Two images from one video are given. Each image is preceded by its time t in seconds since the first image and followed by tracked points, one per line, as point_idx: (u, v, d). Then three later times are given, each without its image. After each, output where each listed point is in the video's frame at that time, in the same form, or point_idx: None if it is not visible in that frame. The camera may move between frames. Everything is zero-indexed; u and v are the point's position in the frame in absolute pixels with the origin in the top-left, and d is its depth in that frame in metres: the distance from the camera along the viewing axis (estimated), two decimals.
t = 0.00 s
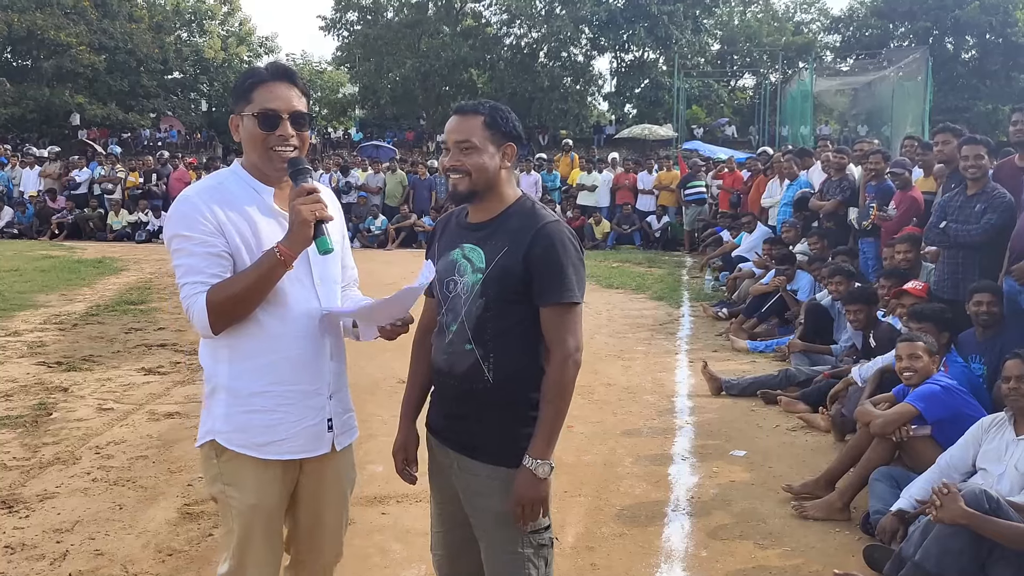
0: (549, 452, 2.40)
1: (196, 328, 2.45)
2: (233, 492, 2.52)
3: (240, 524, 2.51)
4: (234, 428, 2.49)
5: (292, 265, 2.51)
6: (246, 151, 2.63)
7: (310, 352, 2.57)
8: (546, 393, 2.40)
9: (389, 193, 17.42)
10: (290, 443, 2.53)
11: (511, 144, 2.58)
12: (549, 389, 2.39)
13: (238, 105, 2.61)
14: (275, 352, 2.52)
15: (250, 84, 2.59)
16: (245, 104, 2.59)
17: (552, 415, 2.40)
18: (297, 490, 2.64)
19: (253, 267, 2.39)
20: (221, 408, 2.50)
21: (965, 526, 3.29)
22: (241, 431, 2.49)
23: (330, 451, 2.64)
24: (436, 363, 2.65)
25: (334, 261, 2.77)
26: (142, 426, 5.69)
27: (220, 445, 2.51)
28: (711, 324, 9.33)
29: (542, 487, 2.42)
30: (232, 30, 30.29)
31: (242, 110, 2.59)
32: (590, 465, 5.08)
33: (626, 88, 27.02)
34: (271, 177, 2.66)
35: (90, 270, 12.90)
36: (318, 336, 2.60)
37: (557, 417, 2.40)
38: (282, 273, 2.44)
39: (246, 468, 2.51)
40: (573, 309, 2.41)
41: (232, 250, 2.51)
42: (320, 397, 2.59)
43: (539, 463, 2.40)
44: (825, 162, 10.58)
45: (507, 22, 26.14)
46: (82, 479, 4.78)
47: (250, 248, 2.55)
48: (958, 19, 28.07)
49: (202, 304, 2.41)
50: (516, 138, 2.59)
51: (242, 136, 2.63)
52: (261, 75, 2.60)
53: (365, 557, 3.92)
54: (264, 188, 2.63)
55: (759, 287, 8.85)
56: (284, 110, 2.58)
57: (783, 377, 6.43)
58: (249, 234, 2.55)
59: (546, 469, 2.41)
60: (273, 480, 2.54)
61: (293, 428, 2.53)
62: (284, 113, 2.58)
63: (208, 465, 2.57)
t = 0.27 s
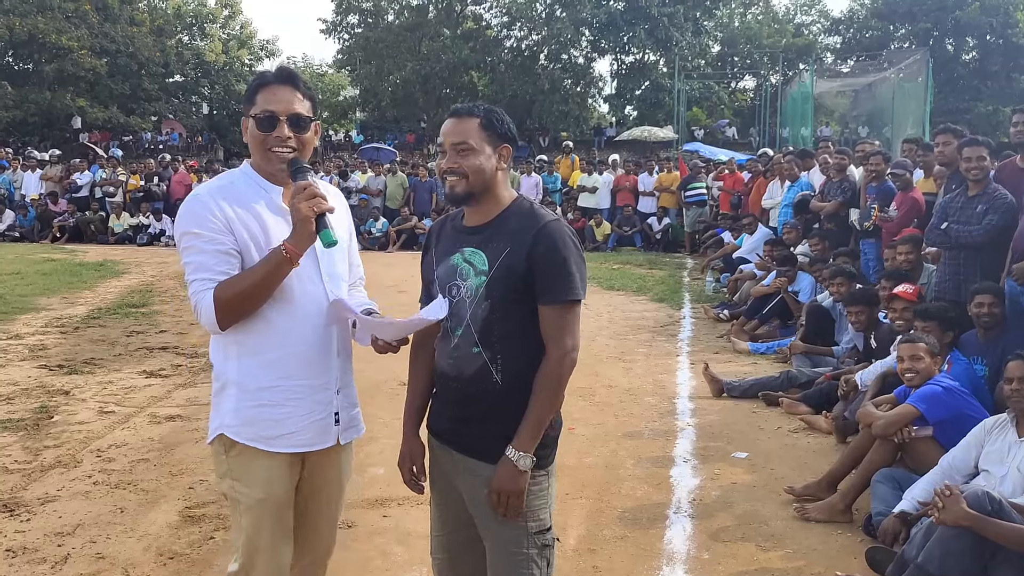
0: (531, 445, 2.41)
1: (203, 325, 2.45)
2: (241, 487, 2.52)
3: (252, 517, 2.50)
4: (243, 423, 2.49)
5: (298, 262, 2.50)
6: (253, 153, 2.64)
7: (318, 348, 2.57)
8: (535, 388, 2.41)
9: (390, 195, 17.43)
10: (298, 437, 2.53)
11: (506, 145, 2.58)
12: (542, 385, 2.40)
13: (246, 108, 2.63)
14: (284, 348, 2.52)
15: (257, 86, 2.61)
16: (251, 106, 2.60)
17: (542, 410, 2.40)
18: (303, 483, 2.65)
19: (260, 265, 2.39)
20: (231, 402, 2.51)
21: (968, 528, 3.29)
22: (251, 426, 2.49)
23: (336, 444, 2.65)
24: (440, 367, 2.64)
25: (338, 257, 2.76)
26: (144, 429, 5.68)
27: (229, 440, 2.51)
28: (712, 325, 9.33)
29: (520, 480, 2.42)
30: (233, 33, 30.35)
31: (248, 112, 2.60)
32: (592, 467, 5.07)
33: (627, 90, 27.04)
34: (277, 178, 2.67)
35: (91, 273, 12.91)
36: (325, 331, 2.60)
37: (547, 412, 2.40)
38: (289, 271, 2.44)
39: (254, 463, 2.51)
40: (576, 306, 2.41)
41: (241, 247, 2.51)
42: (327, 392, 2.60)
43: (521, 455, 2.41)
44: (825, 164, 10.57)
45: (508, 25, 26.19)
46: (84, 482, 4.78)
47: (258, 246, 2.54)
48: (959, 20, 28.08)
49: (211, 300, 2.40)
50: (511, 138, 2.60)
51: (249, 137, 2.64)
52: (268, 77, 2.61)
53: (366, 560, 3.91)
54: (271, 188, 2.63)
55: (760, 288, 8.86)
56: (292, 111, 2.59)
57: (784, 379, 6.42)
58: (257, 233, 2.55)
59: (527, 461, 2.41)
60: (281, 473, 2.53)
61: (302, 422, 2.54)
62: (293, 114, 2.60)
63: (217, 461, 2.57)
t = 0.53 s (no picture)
0: (529, 438, 2.38)
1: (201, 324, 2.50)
2: (242, 482, 2.54)
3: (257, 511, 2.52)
4: (238, 420, 2.53)
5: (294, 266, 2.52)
6: (264, 158, 2.68)
7: (312, 349, 2.58)
8: (539, 386, 2.39)
9: (392, 199, 17.44)
10: (291, 437, 2.55)
11: (505, 149, 2.58)
12: (544, 384, 2.39)
13: (258, 113, 2.67)
14: (278, 349, 2.54)
15: (269, 92, 2.65)
16: (262, 112, 2.64)
17: (543, 407, 2.38)
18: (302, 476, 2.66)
19: (256, 267, 2.42)
20: (227, 399, 2.55)
21: (973, 531, 3.27)
22: (244, 423, 2.52)
23: (329, 446, 2.65)
24: (439, 370, 2.63)
25: (342, 262, 2.77)
26: (146, 434, 5.68)
27: (226, 435, 2.55)
28: (715, 328, 9.32)
29: (516, 474, 2.40)
30: (235, 37, 30.46)
31: (260, 117, 2.65)
32: (595, 470, 5.06)
33: (629, 93, 27.07)
34: (284, 183, 2.69)
35: (94, 278, 12.93)
36: (321, 332, 2.61)
37: (548, 409, 2.38)
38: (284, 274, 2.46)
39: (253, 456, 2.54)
40: (576, 305, 2.41)
41: (241, 249, 2.54)
42: (322, 395, 2.61)
43: (520, 450, 2.39)
44: (827, 166, 10.56)
45: (510, 28, 26.25)
46: (87, 487, 4.78)
47: (259, 250, 2.57)
48: (960, 22, 28.08)
49: (207, 299, 2.44)
50: (512, 142, 2.59)
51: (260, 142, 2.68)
52: (281, 84, 2.65)
53: (369, 564, 3.90)
54: (277, 194, 2.65)
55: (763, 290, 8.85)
56: (301, 119, 2.62)
57: (788, 381, 6.41)
58: (259, 237, 2.57)
59: (523, 453, 2.39)
60: (279, 466, 2.55)
61: (294, 421, 2.55)
62: (301, 122, 2.62)
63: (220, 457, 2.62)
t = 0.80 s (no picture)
0: (532, 447, 2.37)
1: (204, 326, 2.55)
2: (240, 487, 2.58)
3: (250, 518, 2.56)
4: (236, 423, 2.56)
5: (292, 272, 2.54)
6: (272, 167, 2.70)
7: (309, 355, 2.60)
8: (541, 394, 2.38)
9: (402, 206, 17.45)
10: (286, 442, 2.56)
11: (513, 155, 2.58)
12: (547, 391, 2.37)
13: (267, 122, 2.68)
14: (277, 353, 2.57)
15: (276, 100, 2.66)
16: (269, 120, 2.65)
17: (546, 414, 2.37)
18: (303, 481, 2.68)
19: (253, 273, 2.45)
20: (226, 402, 2.59)
21: (990, 536, 3.24)
22: (241, 427, 2.55)
23: (327, 453, 2.65)
24: (449, 375, 2.63)
25: (348, 270, 2.77)
26: (158, 443, 5.69)
27: (226, 439, 2.59)
28: (727, 332, 9.28)
29: (520, 483, 2.39)
30: (245, 46, 30.66)
31: (267, 127, 2.66)
32: (607, 477, 5.04)
33: (637, 98, 27.07)
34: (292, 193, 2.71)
35: (106, 287, 12.98)
36: (319, 339, 2.62)
37: (550, 417, 2.37)
38: (280, 279, 2.48)
39: (249, 462, 2.57)
40: (580, 310, 2.39)
41: (244, 254, 2.59)
42: (318, 402, 2.62)
43: (521, 460, 2.38)
44: (838, 169, 10.50)
45: (518, 34, 26.30)
46: (100, 496, 4.79)
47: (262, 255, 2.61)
48: (970, 24, 27.98)
49: (207, 303, 2.50)
50: (519, 148, 2.59)
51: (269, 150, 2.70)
52: (287, 93, 2.65)
53: (381, 572, 3.89)
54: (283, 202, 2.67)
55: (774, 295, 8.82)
56: (308, 130, 2.62)
57: (800, 387, 6.38)
58: (262, 245, 2.61)
59: (526, 464, 2.38)
60: (273, 472, 2.56)
61: (289, 427, 2.57)
62: (309, 133, 2.62)
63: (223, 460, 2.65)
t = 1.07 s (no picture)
0: (550, 455, 2.36)
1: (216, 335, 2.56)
2: (249, 498, 2.57)
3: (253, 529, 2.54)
4: (249, 432, 2.56)
5: (300, 277, 2.55)
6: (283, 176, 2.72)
7: (319, 362, 2.58)
8: (559, 401, 2.37)
9: (420, 214, 17.50)
10: (299, 451, 2.55)
11: (529, 163, 2.57)
12: (564, 398, 2.35)
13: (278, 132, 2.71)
14: (287, 362, 2.57)
15: (285, 111, 2.69)
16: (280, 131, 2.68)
17: (563, 422, 2.35)
18: (316, 493, 2.66)
19: (260, 278, 2.46)
20: (240, 411, 2.60)
21: (1019, 545, 3.18)
22: (254, 436, 2.55)
23: (344, 463, 2.63)
24: (468, 384, 2.62)
25: (360, 277, 2.76)
26: (180, 452, 5.72)
27: (240, 448, 2.59)
28: (747, 338, 9.22)
29: (539, 490, 2.37)
30: (263, 57, 30.95)
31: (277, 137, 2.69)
32: (628, 485, 5.00)
33: (654, 103, 27.01)
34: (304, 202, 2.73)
35: (128, 297, 13.10)
36: (330, 346, 2.60)
37: (567, 424, 2.35)
38: (287, 284, 2.48)
39: (259, 473, 2.56)
40: (597, 316, 2.37)
41: (255, 262, 2.59)
42: (330, 410, 2.60)
43: (539, 467, 2.36)
44: (857, 173, 10.41)
45: (534, 41, 26.25)
46: (123, 506, 4.81)
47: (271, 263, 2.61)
48: (990, 25, 27.77)
49: (217, 311, 2.51)
50: (536, 155, 2.58)
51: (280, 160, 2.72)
52: (296, 103, 2.68)
53: None
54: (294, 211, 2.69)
55: (795, 300, 8.75)
56: (317, 137, 2.63)
57: (823, 392, 6.31)
58: (271, 252, 2.61)
59: (544, 471, 2.36)
60: (282, 486, 2.55)
61: (298, 436, 2.55)
62: (317, 140, 2.63)
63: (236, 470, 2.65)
